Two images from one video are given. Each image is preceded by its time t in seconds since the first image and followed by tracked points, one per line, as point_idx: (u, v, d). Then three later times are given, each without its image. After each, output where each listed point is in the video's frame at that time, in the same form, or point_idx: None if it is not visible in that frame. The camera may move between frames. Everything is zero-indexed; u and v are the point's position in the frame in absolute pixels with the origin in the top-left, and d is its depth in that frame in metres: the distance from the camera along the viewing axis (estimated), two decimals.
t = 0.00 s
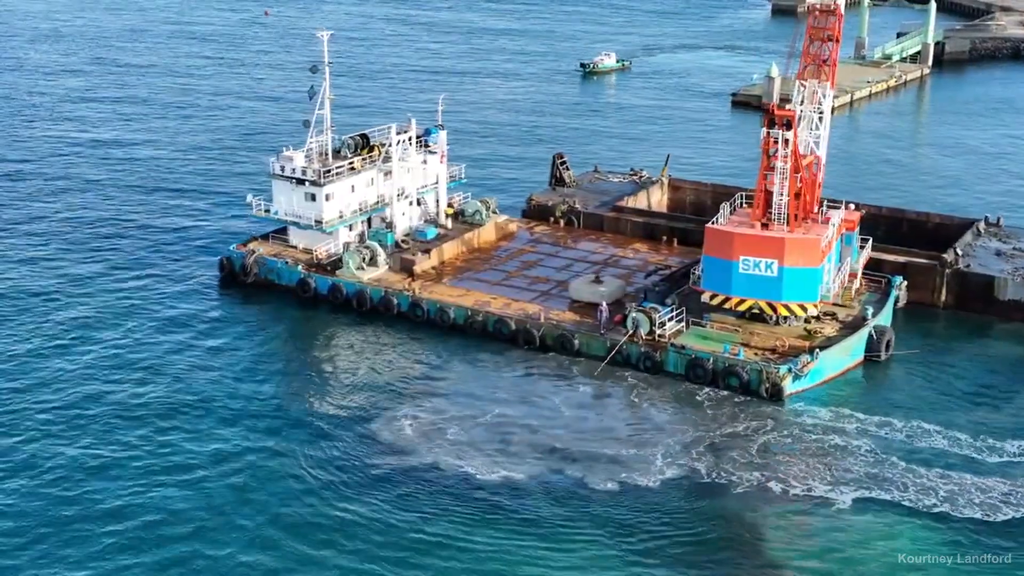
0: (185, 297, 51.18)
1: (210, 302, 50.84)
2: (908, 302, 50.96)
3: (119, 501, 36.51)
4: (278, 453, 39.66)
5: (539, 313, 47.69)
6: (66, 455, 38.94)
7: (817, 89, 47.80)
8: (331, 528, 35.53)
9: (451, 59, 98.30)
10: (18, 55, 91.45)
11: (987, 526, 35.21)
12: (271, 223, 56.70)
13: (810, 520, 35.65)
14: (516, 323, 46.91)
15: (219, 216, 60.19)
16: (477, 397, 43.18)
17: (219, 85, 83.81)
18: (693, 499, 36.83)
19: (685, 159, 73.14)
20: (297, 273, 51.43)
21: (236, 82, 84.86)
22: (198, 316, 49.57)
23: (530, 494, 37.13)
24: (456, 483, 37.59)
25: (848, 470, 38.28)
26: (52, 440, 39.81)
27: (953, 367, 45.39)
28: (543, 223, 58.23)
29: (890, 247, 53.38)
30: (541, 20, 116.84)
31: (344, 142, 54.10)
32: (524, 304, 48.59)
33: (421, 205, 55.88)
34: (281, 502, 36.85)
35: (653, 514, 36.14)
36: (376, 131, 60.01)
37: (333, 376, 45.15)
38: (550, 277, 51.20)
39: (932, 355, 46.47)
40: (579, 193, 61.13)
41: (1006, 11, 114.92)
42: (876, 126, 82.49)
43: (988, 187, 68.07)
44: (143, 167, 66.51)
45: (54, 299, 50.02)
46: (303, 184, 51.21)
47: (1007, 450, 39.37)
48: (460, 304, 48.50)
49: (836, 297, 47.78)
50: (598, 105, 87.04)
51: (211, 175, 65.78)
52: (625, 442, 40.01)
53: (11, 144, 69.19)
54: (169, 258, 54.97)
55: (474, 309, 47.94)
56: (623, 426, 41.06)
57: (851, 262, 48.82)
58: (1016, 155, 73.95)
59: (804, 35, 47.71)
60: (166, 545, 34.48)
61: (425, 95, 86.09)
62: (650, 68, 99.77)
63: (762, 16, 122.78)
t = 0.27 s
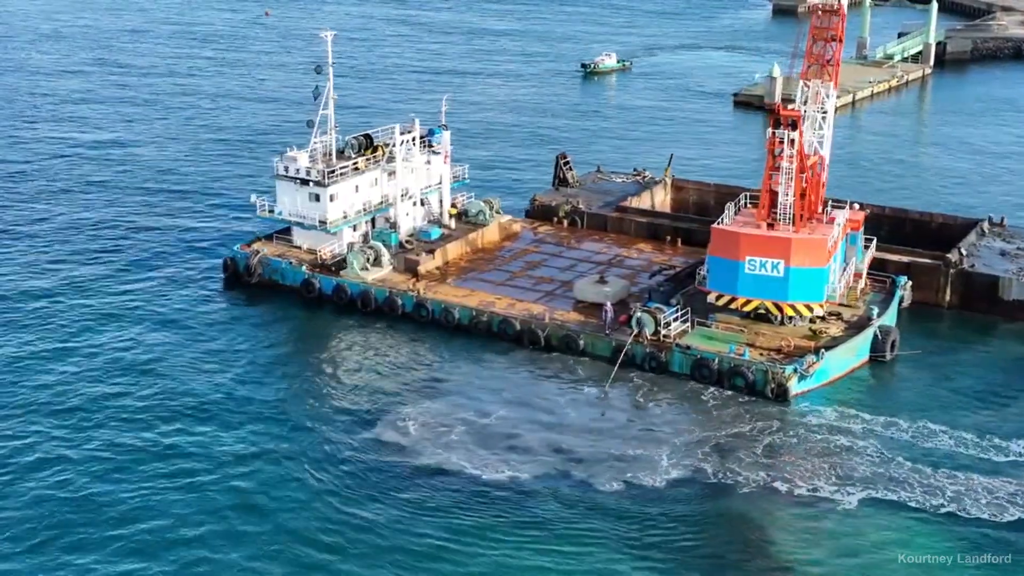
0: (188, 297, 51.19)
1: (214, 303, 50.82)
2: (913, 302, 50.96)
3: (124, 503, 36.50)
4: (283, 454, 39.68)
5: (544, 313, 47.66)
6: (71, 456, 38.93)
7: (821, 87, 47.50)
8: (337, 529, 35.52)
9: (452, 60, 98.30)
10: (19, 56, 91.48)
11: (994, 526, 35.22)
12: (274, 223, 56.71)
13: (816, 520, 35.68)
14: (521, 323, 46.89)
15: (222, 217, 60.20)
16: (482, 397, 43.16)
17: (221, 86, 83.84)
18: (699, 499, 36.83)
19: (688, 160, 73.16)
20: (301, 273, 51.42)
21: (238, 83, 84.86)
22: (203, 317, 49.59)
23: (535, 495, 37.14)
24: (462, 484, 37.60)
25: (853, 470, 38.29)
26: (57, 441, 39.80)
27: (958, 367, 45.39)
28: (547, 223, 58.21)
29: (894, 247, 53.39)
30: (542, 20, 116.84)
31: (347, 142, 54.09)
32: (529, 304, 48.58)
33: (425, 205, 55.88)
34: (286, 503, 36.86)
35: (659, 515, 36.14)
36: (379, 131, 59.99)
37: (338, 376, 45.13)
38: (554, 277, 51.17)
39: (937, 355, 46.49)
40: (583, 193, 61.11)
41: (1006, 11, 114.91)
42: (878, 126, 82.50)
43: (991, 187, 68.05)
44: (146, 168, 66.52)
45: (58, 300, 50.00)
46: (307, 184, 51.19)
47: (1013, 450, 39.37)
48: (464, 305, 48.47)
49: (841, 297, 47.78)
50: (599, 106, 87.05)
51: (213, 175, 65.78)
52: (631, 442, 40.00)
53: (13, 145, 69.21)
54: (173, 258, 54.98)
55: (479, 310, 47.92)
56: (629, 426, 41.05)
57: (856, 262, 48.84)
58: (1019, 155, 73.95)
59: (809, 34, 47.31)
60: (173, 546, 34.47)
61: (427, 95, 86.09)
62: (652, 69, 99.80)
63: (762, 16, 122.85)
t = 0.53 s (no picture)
0: (194, 298, 51.20)
1: (219, 303, 50.85)
2: (919, 301, 50.95)
3: (132, 503, 36.52)
4: (290, 454, 39.67)
5: (551, 313, 47.66)
6: (78, 457, 38.96)
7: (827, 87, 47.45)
8: (345, 530, 35.52)
9: (455, 61, 98.31)
10: (21, 57, 91.66)
11: (1003, 526, 35.19)
12: (279, 224, 56.72)
13: (823, 520, 35.67)
14: (527, 323, 46.88)
15: (227, 217, 60.21)
16: (489, 397, 43.15)
17: (224, 87, 83.93)
18: (707, 499, 36.83)
19: (692, 160, 73.14)
20: (307, 274, 51.42)
21: (241, 84, 84.88)
22: (208, 317, 49.58)
23: (543, 495, 37.13)
24: (469, 484, 37.58)
25: (861, 470, 38.27)
26: (64, 441, 39.84)
27: (965, 367, 45.37)
28: (552, 223, 58.18)
29: (900, 247, 53.37)
30: (544, 21, 116.84)
31: (353, 143, 54.08)
32: (535, 304, 48.56)
33: (430, 205, 55.89)
34: (294, 503, 36.86)
35: (667, 515, 36.13)
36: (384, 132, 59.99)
37: (345, 376, 45.12)
38: (560, 277, 51.16)
39: (944, 355, 46.46)
40: (588, 193, 61.09)
41: (1009, 11, 114.82)
42: (882, 126, 82.47)
43: (996, 187, 67.99)
44: (150, 169, 66.60)
45: (63, 301, 50.06)
46: (313, 185, 51.19)
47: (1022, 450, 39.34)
48: (471, 305, 48.47)
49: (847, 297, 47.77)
50: (602, 106, 87.04)
51: (218, 176, 65.79)
52: (639, 442, 39.99)
53: (18, 146, 69.34)
54: (178, 259, 54.99)
55: (485, 310, 47.91)
56: (636, 426, 41.03)
57: (863, 262, 48.85)
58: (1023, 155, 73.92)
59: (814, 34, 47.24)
60: (181, 546, 34.47)
61: (430, 96, 86.09)
62: (654, 69, 99.79)
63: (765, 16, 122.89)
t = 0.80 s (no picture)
0: (199, 298, 51.14)
1: (224, 303, 50.79)
2: (925, 301, 50.90)
3: (139, 502, 36.44)
4: (296, 453, 39.61)
5: (557, 313, 47.63)
6: (84, 455, 38.88)
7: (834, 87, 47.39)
8: (353, 529, 35.45)
9: (457, 61, 98.25)
10: (24, 57, 91.70)
11: (1012, 527, 35.16)
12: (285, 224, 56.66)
13: (831, 520, 35.63)
14: (534, 324, 46.84)
15: (232, 218, 60.16)
16: (496, 397, 43.11)
17: (227, 87, 83.94)
18: (715, 498, 36.79)
19: (696, 160, 73.09)
20: (313, 274, 51.39)
21: (244, 84, 84.84)
22: (213, 317, 49.53)
23: (550, 495, 37.08)
24: (477, 484, 37.53)
25: (869, 470, 38.23)
26: (70, 440, 39.76)
27: (972, 368, 45.32)
28: (557, 223, 58.14)
29: (906, 247, 53.33)
30: (546, 21, 116.79)
31: (358, 143, 54.01)
32: (541, 304, 48.53)
33: (436, 206, 55.84)
34: (301, 502, 36.80)
35: (675, 515, 36.08)
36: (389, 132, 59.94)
37: (351, 376, 45.08)
38: (566, 278, 51.13)
39: (951, 355, 46.42)
40: (592, 193, 61.06)
41: (1012, 11, 114.77)
42: (885, 126, 82.43)
43: (1001, 187, 67.95)
44: (154, 170, 66.56)
45: (68, 301, 50.00)
46: (319, 185, 51.13)
47: None
48: (477, 305, 48.43)
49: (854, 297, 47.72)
50: (606, 106, 87.00)
51: (222, 177, 65.74)
52: (646, 442, 39.94)
53: (21, 146, 69.35)
54: (183, 259, 54.93)
55: (491, 310, 47.87)
56: (643, 425, 40.99)
57: (869, 262, 48.80)
58: None
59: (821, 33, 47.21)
60: (189, 545, 34.38)
61: (433, 96, 86.05)
62: (657, 69, 99.73)
63: (766, 16, 122.97)
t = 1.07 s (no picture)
0: (205, 299, 51.13)
1: (230, 304, 50.80)
2: (931, 302, 50.89)
3: (147, 503, 36.45)
4: (304, 454, 39.63)
5: (564, 313, 47.63)
6: (93, 457, 38.92)
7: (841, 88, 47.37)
8: (362, 530, 35.48)
9: (459, 62, 98.28)
10: (27, 58, 91.83)
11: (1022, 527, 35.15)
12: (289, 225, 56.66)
13: (839, 520, 35.66)
14: (540, 324, 46.83)
15: (236, 218, 60.18)
16: (503, 397, 43.09)
17: (231, 88, 84.01)
18: (724, 499, 36.81)
19: (699, 160, 73.10)
20: (318, 274, 51.40)
21: (247, 85, 84.84)
22: (220, 318, 49.51)
23: (558, 495, 37.09)
24: (485, 485, 37.54)
25: (877, 471, 38.23)
26: (77, 441, 39.79)
27: (979, 368, 45.32)
28: (562, 224, 58.13)
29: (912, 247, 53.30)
30: (548, 22, 116.87)
31: (363, 143, 53.96)
32: (548, 304, 48.53)
33: (441, 206, 55.83)
34: (310, 505, 36.79)
35: (684, 516, 36.08)
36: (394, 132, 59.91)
37: (357, 377, 45.08)
38: (572, 278, 51.12)
39: (957, 356, 46.40)
40: (597, 194, 61.07)
41: (1014, 11, 114.81)
42: (888, 127, 82.48)
43: (1005, 187, 67.95)
44: (159, 170, 66.59)
45: (74, 301, 50.06)
46: (324, 185, 51.11)
47: None
48: (483, 305, 48.43)
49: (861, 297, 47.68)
50: (608, 107, 87.02)
51: (226, 177, 65.75)
52: (653, 442, 39.94)
53: (26, 147, 69.45)
54: (188, 260, 54.94)
55: (498, 310, 47.87)
56: (651, 426, 40.99)
57: (875, 262, 48.79)
58: None
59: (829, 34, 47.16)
60: (197, 548, 34.38)
61: (436, 97, 86.08)
62: (658, 69, 99.76)
63: (768, 16, 123.03)
